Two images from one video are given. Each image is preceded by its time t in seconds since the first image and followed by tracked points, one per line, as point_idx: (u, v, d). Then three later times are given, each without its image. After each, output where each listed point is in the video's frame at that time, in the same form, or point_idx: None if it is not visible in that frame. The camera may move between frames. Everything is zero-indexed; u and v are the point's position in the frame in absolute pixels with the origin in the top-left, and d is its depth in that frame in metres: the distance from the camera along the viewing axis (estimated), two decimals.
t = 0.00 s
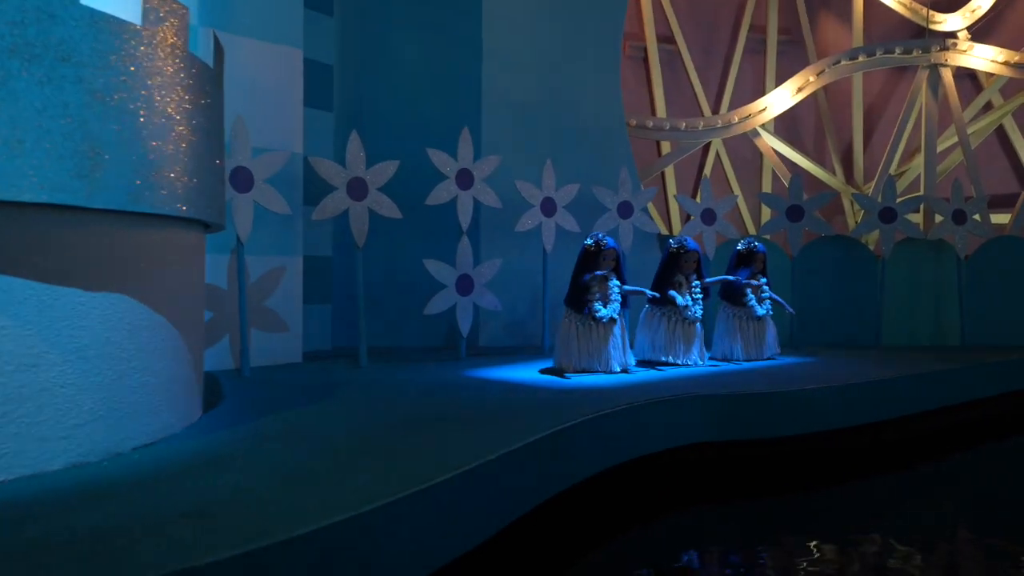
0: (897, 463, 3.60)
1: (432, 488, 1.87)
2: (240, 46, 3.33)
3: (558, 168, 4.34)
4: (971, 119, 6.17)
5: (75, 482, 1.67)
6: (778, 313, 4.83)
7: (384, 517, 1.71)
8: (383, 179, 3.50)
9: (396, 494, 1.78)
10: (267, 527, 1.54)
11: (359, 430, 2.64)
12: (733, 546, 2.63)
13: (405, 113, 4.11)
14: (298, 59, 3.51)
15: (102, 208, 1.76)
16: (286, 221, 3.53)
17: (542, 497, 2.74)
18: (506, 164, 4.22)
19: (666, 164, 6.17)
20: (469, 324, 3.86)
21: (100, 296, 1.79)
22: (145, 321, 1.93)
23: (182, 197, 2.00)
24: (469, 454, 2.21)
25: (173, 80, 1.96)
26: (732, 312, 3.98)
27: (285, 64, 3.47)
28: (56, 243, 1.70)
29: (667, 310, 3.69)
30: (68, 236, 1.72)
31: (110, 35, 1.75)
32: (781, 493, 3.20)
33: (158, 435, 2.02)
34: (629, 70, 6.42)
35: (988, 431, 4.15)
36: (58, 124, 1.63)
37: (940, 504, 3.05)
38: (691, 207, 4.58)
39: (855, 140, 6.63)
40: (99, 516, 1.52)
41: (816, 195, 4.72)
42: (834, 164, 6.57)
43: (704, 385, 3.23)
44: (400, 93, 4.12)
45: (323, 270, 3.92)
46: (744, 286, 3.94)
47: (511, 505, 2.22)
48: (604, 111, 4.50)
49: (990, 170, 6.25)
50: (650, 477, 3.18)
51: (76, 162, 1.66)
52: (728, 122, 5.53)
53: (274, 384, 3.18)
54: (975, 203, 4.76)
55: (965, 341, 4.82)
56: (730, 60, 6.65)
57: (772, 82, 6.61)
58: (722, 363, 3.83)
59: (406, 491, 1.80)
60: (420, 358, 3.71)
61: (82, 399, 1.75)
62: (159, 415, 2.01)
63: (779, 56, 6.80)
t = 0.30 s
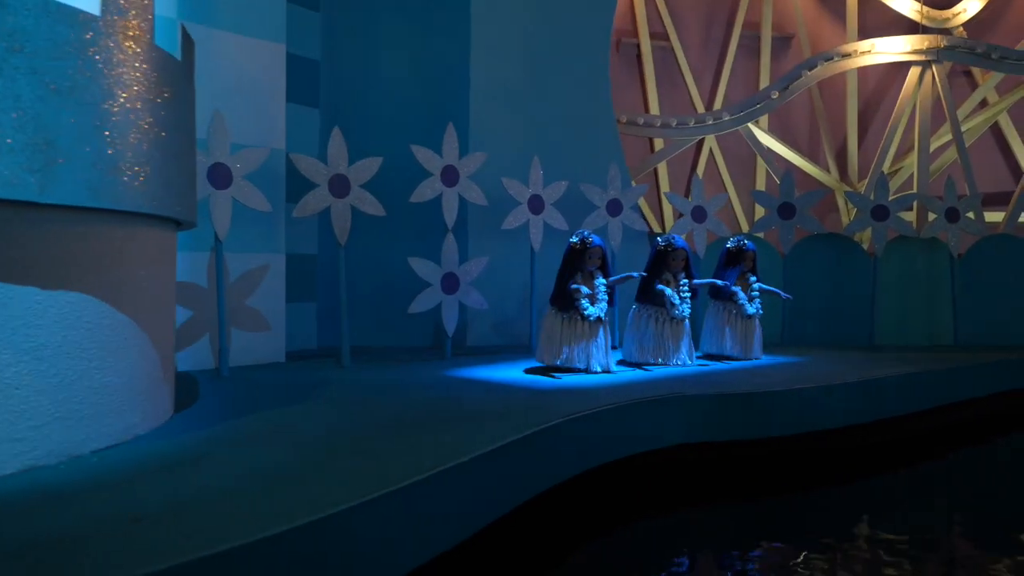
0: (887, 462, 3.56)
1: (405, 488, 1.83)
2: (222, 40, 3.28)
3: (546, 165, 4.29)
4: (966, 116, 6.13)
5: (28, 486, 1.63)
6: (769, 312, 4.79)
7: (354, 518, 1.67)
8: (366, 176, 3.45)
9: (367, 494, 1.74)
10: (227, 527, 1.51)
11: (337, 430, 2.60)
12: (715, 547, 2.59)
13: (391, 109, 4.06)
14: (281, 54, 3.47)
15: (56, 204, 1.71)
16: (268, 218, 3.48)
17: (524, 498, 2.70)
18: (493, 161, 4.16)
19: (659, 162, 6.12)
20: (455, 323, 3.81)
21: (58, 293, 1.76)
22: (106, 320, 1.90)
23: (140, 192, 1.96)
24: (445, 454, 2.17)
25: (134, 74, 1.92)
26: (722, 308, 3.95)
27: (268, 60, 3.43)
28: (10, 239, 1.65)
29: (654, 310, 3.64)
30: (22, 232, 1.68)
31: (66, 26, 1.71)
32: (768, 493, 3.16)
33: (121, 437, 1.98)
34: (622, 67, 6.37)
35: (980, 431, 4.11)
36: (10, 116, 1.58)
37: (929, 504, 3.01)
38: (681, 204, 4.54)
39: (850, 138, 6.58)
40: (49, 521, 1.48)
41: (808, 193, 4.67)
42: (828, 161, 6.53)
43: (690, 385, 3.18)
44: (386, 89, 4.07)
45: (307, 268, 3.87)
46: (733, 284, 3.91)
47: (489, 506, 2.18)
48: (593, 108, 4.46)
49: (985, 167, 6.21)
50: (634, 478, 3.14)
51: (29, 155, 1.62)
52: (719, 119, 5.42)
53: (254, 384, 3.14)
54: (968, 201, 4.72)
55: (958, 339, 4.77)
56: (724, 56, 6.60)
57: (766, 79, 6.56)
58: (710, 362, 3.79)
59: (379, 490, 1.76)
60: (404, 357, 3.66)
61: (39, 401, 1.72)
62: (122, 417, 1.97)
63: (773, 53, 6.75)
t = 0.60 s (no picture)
0: (876, 463, 3.52)
1: (375, 489, 1.79)
2: (202, 34, 3.23)
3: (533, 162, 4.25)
4: (961, 113, 6.08)
5: None
6: (760, 310, 4.74)
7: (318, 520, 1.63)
8: (349, 172, 3.40)
9: (334, 495, 1.70)
10: (185, 531, 1.48)
11: (312, 430, 2.55)
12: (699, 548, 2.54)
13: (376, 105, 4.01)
14: (262, 48, 3.42)
15: (11, 198, 1.68)
16: (250, 216, 3.43)
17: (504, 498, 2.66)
18: (480, 157, 4.13)
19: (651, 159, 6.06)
20: (440, 321, 3.76)
21: (7, 291, 1.73)
22: (63, 318, 1.87)
23: (105, 189, 1.92)
24: (419, 455, 2.13)
25: (95, 63, 1.88)
26: (711, 309, 3.89)
27: (250, 54, 3.38)
28: None
29: (641, 311, 3.59)
30: None
31: (18, 16, 1.68)
32: (755, 494, 3.11)
33: (84, 438, 1.95)
34: (614, 64, 6.32)
35: (972, 431, 4.06)
36: None
37: (917, 505, 2.97)
38: (671, 202, 4.48)
39: (844, 135, 6.53)
40: None
41: (799, 190, 4.62)
42: (823, 159, 6.48)
43: (675, 385, 3.14)
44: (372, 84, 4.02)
45: (293, 266, 3.83)
46: (721, 283, 3.87)
47: (464, 508, 2.13)
48: (582, 104, 4.41)
49: (980, 165, 6.15)
50: (618, 480, 3.09)
51: None
52: (711, 116, 5.39)
53: (233, 384, 3.09)
54: (961, 199, 4.67)
55: (951, 339, 4.73)
56: (717, 53, 6.55)
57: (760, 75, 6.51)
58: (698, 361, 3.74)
59: (346, 492, 1.72)
60: (389, 356, 3.62)
61: None
62: (84, 417, 1.94)
63: (767, 50, 6.70)
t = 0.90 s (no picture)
0: (865, 466, 3.47)
1: (346, 491, 1.74)
2: (181, 28, 3.18)
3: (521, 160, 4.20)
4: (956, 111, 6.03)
5: None
6: (750, 310, 4.70)
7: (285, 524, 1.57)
8: (330, 169, 3.35)
9: (305, 497, 1.65)
10: (141, 537, 1.41)
11: (288, 433, 2.51)
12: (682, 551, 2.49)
13: (362, 102, 3.97)
14: (244, 44, 3.37)
15: None
16: (229, 213, 3.37)
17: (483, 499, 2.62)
18: (468, 154, 4.09)
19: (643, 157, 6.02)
20: (424, 321, 3.71)
21: None
22: (22, 316, 1.81)
23: (64, 184, 1.84)
24: (393, 456, 2.08)
25: (56, 53, 1.80)
26: (699, 310, 3.83)
27: (230, 50, 3.33)
28: None
29: (628, 309, 3.54)
30: None
31: None
32: (741, 497, 3.06)
33: (44, 440, 1.90)
34: (606, 62, 6.27)
35: (963, 433, 4.02)
36: None
37: (907, 505, 2.93)
38: (661, 200, 4.43)
39: (838, 133, 6.48)
40: None
41: (790, 189, 4.57)
42: (817, 157, 6.43)
43: (659, 386, 3.09)
44: (357, 80, 3.97)
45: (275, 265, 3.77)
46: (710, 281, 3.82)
47: (440, 510, 2.08)
48: (571, 100, 4.36)
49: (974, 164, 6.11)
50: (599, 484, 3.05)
51: None
52: (703, 114, 5.33)
53: (211, 383, 3.03)
54: (954, 198, 4.63)
55: (943, 340, 4.68)
56: (711, 51, 6.50)
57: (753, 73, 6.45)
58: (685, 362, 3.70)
59: (316, 494, 1.67)
60: (371, 356, 3.57)
61: None
62: (43, 419, 1.89)
63: (761, 48, 6.65)
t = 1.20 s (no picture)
0: (853, 468, 3.42)
1: (318, 491, 1.69)
2: (156, 22, 3.14)
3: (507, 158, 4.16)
4: (950, 110, 5.98)
5: None
6: (740, 311, 4.65)
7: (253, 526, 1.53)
8: (311, 166, 3.30)
9: (275, 497, 1.60)
10: (100, 539, 1.36)
11: (261, 433, 2.46)
12: (665, 554, 2.44)
13: (346, 99, 3.93)
14: (225, 39, 3.34)
15: None
16: (209, 210, 3.32)
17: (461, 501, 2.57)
18: (454, 152, 4.05)
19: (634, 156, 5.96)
20: (408, 320, 3.66)
21: None
22: None
23: (19, 180, 1.77)
24: (368, 457, 2.03)
25: (9, 44, 1.74)
26: (687, 308, 3.80)
27: (209, 45, 3.29)
28: None
29: (613, 308, 3.48)
30: None
31: None
32: (728, 499, 3.01)
33: None
34: (598, 59, 6.22)
35: (955, 435, 3.97)
36: None
37: (897, 507, 2.88)
38: (649, 199, 4.38)
39: (832, 132, 6.44)
40: None
41: (781, 188, 4.53)
42: (810, 156, 6.39)
43: (643, 388, 3.05)
44: (342, 77, 3.92)
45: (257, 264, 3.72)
46: (697, 281, 3.77)
47: (416, 512, 2.03)
48: (560, 98, 4.32)
49: (968, 164, 6.08)
50: (579, 486, 2.99)
51: None
52: (693, 112, 5.26)
53: (189, 384, 2.98)
54: (946, 198, 4.58)
55: (935, 340, 4.64)
56: (704, 49, 6.45)
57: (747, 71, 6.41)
58: (671, 362, 3.66)
59: (287, 494, 1.62)
60: (354, 356, 3.52)
61: None
62: None
63: (754, 46, 6.60)
